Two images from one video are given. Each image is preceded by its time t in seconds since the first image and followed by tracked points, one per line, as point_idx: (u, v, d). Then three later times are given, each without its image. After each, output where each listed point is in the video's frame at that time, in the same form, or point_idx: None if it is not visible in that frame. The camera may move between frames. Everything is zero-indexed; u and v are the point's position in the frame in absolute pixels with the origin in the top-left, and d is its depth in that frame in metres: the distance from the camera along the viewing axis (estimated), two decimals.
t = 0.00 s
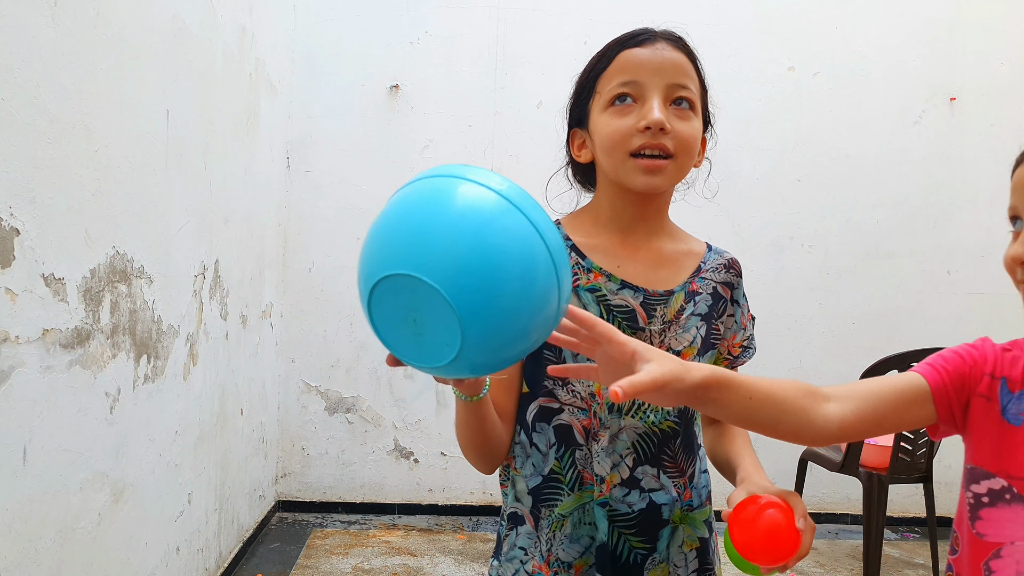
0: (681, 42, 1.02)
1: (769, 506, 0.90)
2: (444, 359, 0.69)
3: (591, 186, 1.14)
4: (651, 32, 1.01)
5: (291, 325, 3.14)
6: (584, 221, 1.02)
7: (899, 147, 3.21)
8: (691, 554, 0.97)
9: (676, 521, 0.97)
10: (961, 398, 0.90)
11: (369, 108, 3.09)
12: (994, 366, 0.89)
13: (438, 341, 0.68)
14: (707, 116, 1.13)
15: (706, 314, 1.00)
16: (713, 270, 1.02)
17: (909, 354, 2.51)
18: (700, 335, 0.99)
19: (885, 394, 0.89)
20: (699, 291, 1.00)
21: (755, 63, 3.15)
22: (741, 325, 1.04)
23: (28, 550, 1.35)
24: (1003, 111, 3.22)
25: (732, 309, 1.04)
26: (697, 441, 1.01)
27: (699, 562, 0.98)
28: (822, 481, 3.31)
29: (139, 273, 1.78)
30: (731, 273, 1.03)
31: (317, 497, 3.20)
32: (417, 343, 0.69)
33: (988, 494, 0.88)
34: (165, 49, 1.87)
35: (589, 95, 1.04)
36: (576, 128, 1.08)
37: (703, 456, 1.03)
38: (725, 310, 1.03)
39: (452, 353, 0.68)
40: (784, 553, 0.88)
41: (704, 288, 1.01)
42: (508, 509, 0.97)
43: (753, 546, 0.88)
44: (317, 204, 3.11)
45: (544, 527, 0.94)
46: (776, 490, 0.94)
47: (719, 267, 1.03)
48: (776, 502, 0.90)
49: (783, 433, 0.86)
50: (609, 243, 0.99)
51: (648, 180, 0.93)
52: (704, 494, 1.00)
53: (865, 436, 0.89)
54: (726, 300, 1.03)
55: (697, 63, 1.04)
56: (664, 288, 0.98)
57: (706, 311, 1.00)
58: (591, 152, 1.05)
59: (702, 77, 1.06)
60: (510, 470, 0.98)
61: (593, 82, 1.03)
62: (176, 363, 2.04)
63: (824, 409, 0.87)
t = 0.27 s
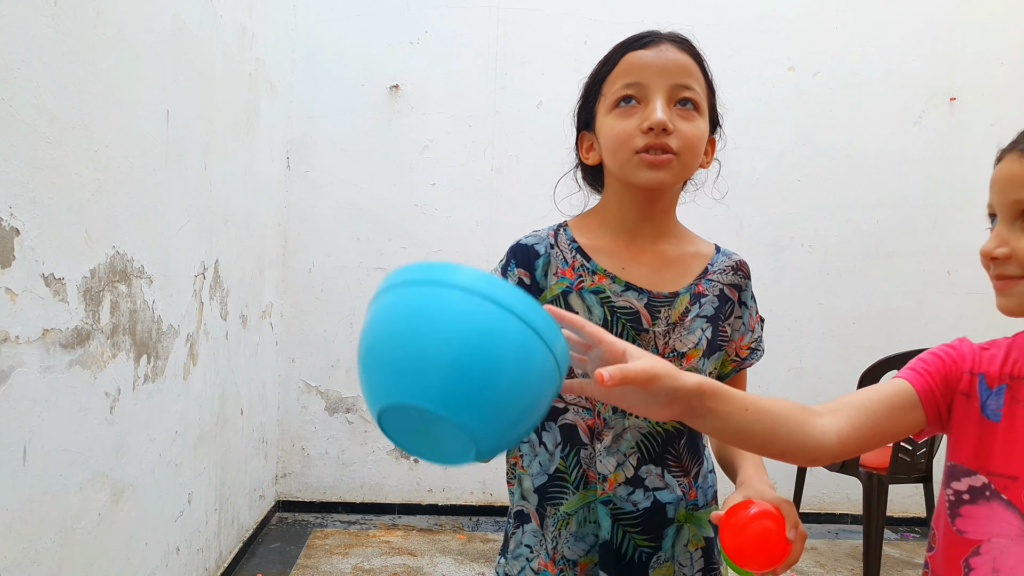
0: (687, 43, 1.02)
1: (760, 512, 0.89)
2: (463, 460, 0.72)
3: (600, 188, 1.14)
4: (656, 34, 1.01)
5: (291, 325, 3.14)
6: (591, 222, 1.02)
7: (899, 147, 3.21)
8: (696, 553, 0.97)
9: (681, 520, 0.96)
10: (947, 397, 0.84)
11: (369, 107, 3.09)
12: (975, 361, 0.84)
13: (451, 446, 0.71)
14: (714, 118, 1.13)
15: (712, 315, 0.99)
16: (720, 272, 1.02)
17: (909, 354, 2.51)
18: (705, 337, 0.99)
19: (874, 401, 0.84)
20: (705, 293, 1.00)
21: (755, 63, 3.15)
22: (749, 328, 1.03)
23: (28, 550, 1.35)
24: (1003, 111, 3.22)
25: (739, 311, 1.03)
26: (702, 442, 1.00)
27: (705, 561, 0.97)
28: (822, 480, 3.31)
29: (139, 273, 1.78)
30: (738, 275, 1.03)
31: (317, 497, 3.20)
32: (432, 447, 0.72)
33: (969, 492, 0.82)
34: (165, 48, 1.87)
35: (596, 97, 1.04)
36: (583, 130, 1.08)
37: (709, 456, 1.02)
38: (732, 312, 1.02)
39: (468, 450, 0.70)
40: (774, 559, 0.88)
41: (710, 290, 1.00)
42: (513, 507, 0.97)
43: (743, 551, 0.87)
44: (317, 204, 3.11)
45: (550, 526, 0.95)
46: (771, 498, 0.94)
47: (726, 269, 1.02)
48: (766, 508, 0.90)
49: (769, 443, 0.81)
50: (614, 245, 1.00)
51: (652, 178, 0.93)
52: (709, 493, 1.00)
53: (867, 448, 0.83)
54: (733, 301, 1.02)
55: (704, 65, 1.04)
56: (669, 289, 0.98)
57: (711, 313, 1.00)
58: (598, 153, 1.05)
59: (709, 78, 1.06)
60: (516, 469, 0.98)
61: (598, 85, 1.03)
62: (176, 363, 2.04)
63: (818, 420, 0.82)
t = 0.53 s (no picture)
0: (691, 45, 1.02)
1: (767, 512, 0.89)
2: None
3: (604, 189, 1.14)
4: (659, 35, 1.01)
5: (291, 325, 3.14)
6: (595, 225, 1.02)
7: (899, 147, 3.21)
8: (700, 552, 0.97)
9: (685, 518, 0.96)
10: (962, 409, 0.74)
11: (369, 108, 3.10)
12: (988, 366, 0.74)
13: None
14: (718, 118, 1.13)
15: (715, 316, 0.99)
16: (723, 273, 1.01)
17: (909, 355, 2.51)
18: (709, 337, 0.98)
19: (896, 437, 0.71)
20: (708, 294, 0.99)
21: (755, 64, 3.15)
22: (752, 327, 1.03)
23: (28, 550, 1.35)
24: (1003, 111, 3.22)
25: (742, 312, 1.03)
26: (706, 441, 0.99)
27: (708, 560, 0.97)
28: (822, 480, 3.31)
29: (139, 273, 1.78)
30: (741, 276, 1.03)
31: (317, 497, 3.20)
32: None
33: (981, 497, 0.74)
34: (165, 48, 1.87)
35: (599, 99, 1.04)
36: (588, 132, 1.08)
37: (713, 455, 1.01)
38: (735, 313, 1.02)
39: None
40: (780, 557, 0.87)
41: (713, 291, 1.00)
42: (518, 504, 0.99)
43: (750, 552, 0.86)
44: (317, 205, 3.11)
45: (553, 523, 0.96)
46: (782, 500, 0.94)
47: (729, 270, 1.02)
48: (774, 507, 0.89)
49: (811, 511, 0.66)
50: (618, 248, 1.00)
51: (655, 182, 0.93)
52: (713, 492, 0.99)
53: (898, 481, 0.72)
54: (737, 302, 1.02)
55: (707, 66, 1.04)
56: (672, 291, 0.98)
57: (714, 314, 0.99)
58: (601, 155, 1.05)
59: (712, 78, 1.05)
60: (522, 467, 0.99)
61: (602, 87, 1.03)
62: (176, 363, 2.04)
63: (852, 480, 0.68)
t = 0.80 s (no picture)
0: (691, 44, 1.02)
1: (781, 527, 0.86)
2: None
3: (605, 188, 1.13)
4: (660, 34, 1.01)
5: (291, 325, 3.14)
6: (597, 224, 1.01)
7: (899, 147, 3.21)
8: (703, 551, 0.98)
9: (688, 517, 0.97)
10: (978, 420, 0.71)
11: (369, 107, 3.10)
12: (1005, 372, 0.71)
13: None
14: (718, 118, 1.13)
15: (717, 317, 0.99)
16: (726, 273, 1.02)
17: (909, 355, 2.51)
18: (711, 338, 0.99)
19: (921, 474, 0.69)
20: (711, 294, 1.00)
21: (755, 64, 3.15)
22: (754, 327, 1.03)
23: (28, 550, 1.35)
24: (1003, 111, 3.22)
25: (744, 311, 1.03)
26: (709, 440, 1.00)
27: (710, 559, 0.99)
28: (822, 480, 3.31)
29: (139, 273, 1.78)
30: (743, 276, 1.03)
31: (317, 497, 3.20)
32: None
33: (1003, 501, 0.70)
34: (165, 48, 1.87)
35: (599, 99, 1.04)
36: (588, 131, 1.07)
37: (715, 454, 1.02)
38: (736, 312, 1.03)
39: None
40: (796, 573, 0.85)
41: (715, 291, 1.00)
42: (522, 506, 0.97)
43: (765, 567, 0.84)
44: (317, 204, 3.11)
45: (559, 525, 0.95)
46: (788, 511, 0.93)
47: (732, 270, 1.02)
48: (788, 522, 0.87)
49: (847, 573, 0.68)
50: (621, 248, 0.99)
51: (659, 181, 0.93)
52: (715, 491, 1.00)
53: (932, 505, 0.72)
54: (739, 302, 1.03)
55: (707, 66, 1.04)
56: (676, 292, 0.98)
57: (717, 314, 1.00)
58: (602, 155, 1.04)
59: (712, 78, 1.06)
60: (525, 468, 0.98)
61: (602, 86, 1.03)
62: (176, 363, 2.04)
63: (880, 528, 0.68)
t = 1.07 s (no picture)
0: (691, 45, 1.02)
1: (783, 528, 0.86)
2: None
3: (605, 187, 1.13)
4: (659, 34, 1.01)
5: (291, 325, 3.14)
6: (597, 224, 1.01)
7: (899, 147, 3.20)
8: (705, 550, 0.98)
9: (690, 517, 0.97)
10: (973, 422, 0.74)
11: (368, 107, 3.09)
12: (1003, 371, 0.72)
13: None
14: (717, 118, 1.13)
15: (718, 316, 0.99)
16: (725, 273, 1.02)
17: (909, 355, 2.51)
18: (712, 337, 0.99)
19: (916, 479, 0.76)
20: (711, 294, 1.00)
21: (755, 63, 3.15)
22: (752, 326, 1.04)
23: (28, 550, 1.35)
24: (1003, 111, 3.22)
25: (742, 311, 1.04)
26: (710, 439, 1.00)
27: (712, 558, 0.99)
28: (822, 480, 3.31)
29: (139, 273, 1.78)
30: (742, 276, 1.03)
31: (317, 497, 3.20)
32: None
33: (1003, 501, 0.70)
34: (165, 48, 1.87)
35: (599, 100, 1.04)
36: (588, 131, 1.07)
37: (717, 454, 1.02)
38: (735, 312, 1.03)
39: None
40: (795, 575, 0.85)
41: (716, 291, 1.00)
42: (524, 506, 0.98)
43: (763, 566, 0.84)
44: (317, 204, 3.11)
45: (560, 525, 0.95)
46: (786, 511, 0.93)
47: (731, 270, 1.03)
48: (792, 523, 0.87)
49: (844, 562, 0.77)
50: (621, 248, 0.99)
51: (659, 186, 0.93)
52: (716, 490, 1.00)
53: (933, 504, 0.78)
54: (738, 301, 1.03)
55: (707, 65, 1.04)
56: (677, 291, 0.98)
57: (717, 313, 1.00)
58: (603, 156, 1.04)
59: (712, 78, 1.05)
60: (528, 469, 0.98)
61: (602, 87, 1.03)
62: (176, 363, 2.04)
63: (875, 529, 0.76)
